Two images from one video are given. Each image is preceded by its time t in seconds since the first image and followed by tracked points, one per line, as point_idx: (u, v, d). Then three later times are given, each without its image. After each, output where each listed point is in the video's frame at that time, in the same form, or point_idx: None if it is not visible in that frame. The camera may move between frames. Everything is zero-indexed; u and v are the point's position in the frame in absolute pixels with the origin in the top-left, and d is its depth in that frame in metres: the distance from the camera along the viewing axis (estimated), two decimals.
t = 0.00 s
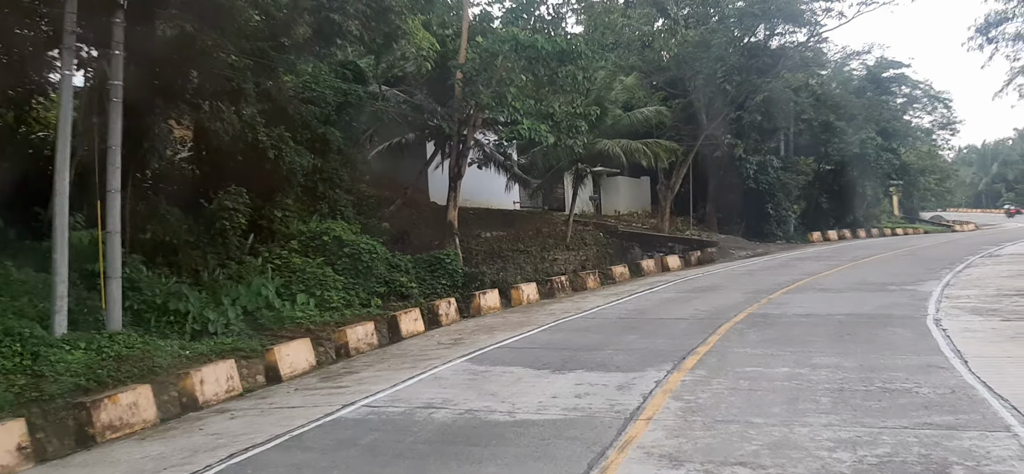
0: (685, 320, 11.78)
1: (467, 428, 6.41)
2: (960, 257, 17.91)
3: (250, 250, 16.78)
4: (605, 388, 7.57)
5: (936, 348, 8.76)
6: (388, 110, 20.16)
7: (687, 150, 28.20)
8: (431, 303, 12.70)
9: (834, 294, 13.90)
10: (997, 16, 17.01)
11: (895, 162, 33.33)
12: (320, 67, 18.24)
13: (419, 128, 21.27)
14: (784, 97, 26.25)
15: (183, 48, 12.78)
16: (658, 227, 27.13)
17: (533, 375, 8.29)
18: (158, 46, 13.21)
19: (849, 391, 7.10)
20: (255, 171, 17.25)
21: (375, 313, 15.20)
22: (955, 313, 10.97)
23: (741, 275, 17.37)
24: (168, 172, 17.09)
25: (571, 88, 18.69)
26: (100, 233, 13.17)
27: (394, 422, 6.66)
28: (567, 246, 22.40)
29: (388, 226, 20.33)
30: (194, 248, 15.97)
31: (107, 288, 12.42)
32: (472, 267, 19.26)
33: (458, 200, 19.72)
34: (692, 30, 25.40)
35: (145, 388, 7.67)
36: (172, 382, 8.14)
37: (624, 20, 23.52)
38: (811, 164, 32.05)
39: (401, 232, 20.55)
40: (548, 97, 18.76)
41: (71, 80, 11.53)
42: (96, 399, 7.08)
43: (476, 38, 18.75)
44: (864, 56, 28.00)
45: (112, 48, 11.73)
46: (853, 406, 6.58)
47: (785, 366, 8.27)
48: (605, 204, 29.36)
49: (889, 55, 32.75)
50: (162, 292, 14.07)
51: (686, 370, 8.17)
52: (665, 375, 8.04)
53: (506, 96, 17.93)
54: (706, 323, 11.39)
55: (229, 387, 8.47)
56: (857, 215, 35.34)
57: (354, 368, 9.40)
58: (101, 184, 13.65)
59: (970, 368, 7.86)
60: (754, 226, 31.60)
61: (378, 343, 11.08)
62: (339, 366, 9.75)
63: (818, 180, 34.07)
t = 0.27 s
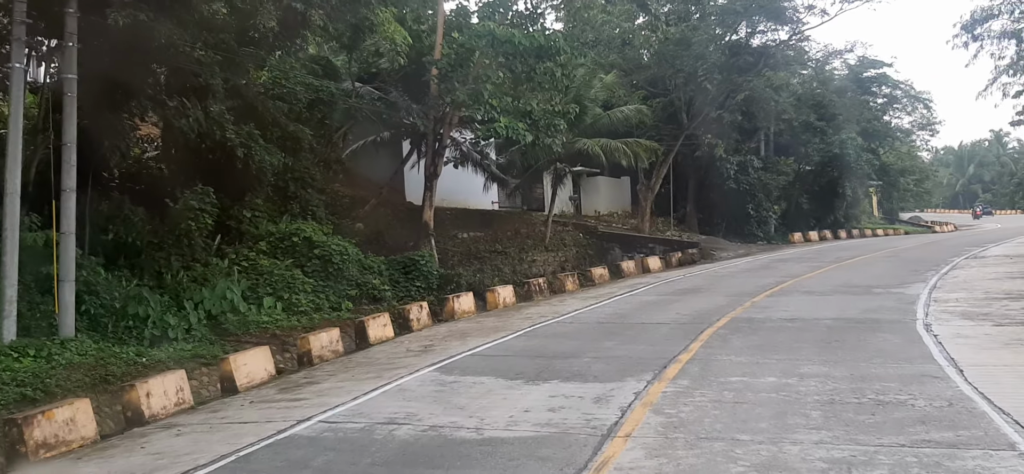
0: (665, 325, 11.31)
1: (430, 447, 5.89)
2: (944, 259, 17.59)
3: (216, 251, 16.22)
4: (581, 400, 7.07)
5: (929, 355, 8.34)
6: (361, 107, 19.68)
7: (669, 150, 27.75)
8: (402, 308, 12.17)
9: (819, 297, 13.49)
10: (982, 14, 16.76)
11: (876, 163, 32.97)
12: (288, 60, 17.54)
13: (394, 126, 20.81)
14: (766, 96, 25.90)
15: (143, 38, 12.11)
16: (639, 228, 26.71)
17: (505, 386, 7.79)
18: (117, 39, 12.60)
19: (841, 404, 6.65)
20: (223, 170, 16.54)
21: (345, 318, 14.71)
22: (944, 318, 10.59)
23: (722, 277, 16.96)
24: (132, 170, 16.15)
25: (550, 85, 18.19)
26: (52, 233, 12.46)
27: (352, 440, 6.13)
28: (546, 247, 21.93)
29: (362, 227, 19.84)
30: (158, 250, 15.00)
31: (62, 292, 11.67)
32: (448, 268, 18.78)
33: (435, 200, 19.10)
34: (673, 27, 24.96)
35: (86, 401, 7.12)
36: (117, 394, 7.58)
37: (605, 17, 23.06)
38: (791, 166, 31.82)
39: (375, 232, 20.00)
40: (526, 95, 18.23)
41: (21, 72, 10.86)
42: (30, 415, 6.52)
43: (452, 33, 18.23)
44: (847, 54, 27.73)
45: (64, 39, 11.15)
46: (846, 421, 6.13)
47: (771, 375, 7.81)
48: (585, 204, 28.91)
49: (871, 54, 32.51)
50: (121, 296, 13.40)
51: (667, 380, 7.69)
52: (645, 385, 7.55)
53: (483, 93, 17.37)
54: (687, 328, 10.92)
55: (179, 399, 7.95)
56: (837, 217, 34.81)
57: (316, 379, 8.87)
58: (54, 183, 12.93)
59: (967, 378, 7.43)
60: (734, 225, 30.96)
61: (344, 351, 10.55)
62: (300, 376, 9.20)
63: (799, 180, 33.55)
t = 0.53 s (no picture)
0: (647, 330, 10.85)
1: (392, 468, 5.41)
2: (928, 260, 17.28)
3: (183, 251, 15.62)
4: (557, 414, 6.61)
5: (922, 363, 7.94)
6: (335, 103, 19.15)
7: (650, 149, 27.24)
8: (372, 312, 11.65)
9: (804, 300, 13.09)
10: (968, 11, 16.49)
11: (858, 163, 32.76)
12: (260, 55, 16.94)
13: (369, 123, 20.33)
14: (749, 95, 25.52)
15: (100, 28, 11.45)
16: (619, 228, 26.29)
17: (476, 398, 7.32)
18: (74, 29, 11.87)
19: (833, 418, 6.23)
20: (191, 168, 16.02)
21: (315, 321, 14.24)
22: (934, 323, 10.21)
23: (705, 279, 16.54)
24: (97, 168, 15.59)
25: (529, 81, 17.67)
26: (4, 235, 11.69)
27: (307, 460, 5.64)
28: (524, 247, 21.48)
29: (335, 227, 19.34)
30: (121, 250, 14.38)
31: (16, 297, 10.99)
32: (424, 270, 18.26)
33: (410, 199, 18.55)
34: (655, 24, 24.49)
35: (21, 416, 6.59)
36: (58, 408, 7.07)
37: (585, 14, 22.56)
38: (774, 164, 31.29)
39: (349, 232, 19.51)
40: (505, 92, 17.61)
41: None
42: None
43: (428, 28, 17.74)
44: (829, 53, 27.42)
45: (17, 30, 10.41)
46: (840, 439, 5.70)
47: (758, 386, 7.38)
48: (565, 204, 28.48)
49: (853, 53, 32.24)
50: (81, 298, 12.76)
51: (648, 391, 7.24)
52: (626, 397, 7.09)
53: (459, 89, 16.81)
54: (669, 333, 10.48)
55: (127, 413, 7.46)
56: (818, 216, 34.60)
57: (276, 389, 8.38)
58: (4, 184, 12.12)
59: (963, 389, 7.04)
60: (715, 225, 30.77)
61: (309, 358, 10.06)
62: (260, 387, 8.66)
63: (781, 180, 33.43)
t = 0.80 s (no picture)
0: (627, 332, 10.36)
1: None
2: (914, 259, 16.93)
3: (146, 250, 14.93)
4: (529, 429, 6.11)
5: (916, 369, 7.51)
6: (306, 97, 18.60)
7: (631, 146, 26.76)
8: (339, 315, 11.11)
9: (790, 301, 12.66)
10: (955, 5, 16.16)
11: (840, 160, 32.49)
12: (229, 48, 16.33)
13: (341, 119, 19.79)
14: (732, 91, 25.09)
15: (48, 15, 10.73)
16: (601, 226, 25.81)
17: (443, 409, 6.81)
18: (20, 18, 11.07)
19: (827, 433, 5.76)
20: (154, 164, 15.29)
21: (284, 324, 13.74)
22: (925, 325, 9.80)
23: (687, 279, 16.08)
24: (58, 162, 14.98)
25: (507, 76, 17.14)
26: None
27: None
28: (503, 246, 20.98)
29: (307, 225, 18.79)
30: (79, 249, 13.68)
31: None
32: (399, 269, 17.76)
33: (383, 197, 18.10)
34: (636, 18, 23.99)
35: None
36: None
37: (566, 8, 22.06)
38: (755, 161, 30.94)
39: (322, 231, 18.95)
40: (482, 86, 17.11)
41: None
42: None
43: (403, 20, 17.18)
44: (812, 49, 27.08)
45: None
46: (835, 456, 5.24)
47: (745, 395, 6.91)
48: (545, 202, 27.99)
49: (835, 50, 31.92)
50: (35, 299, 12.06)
51: (628, 402, 6.75)
52: (604, 409, 6.59)
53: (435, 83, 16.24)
54: (650, 337, 10.00)
55: (65, 427, 6.91)
56: (800, 214, 34.36)
57: (232, 400, 7.84)
58: None
59: (963, 397, 6.60)
60: (697, 224, 30.21)
61: (270, 365, 9.53)
62: (214, 397, 8.10)
63: (763, 178, 33.08)
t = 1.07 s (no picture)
0: (606, 341, 9.92)
1: None
2: (898, 264, 16.64)
3: (107, 253, 14.24)
4: (499, 451, 5.64)
5: (909, 383, 7.12)
6: (278, 97, 18.06)
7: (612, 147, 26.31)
8: (304, 323, 10.63)
9: (773, 307, 12.28)
10: (940, 6, 15.86)
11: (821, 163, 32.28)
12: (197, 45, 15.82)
13: (313, 119, 19.27)
14: (714, 93, 24.74)
15: None
16: (580, 229, 25.38)
17: (407, 428, 6.32)
18: None
19: (820, 456, 5.33)
20: (118, 164, 14.70)
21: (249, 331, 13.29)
22: (914, 334, 9.44)
23: (668, 284, 15.67)
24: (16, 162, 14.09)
25: (484, 75, 16.68)
26: None
27: None
28: (480, 249, 20.54)
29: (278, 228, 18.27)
30: (38, 253, 12.80)
31: None
32: (372, 273, 17.34)
33: (357, 198, 17.68)
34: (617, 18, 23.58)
35: None
36: None
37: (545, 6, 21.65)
38: (737, 163, 30.26)
39: (293, 233, 18.42)
40: (459, 85, 16.66)
41: None
42: None
43: (377, 17, 16.67)
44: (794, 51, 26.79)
45: None
46: None
47: (729, 412, 6.48)
48: (525, 204, 27.55)
49: (816, 52, 31.67)
50: None
51: (606, 420, 6.29)
52: (581, 428, 6.12)
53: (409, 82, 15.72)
54: (630, 346, 9.55)
55: None
56: (781, 217, 34.15)
57: (182, 417, 7.32)
58: None
59: (961, 414, 6.21)
60: (678, 227, 29.86)
61: (228, 377, 9.02)
62: (165, 413, 7.58)
63: (743, 180, 32.81)
